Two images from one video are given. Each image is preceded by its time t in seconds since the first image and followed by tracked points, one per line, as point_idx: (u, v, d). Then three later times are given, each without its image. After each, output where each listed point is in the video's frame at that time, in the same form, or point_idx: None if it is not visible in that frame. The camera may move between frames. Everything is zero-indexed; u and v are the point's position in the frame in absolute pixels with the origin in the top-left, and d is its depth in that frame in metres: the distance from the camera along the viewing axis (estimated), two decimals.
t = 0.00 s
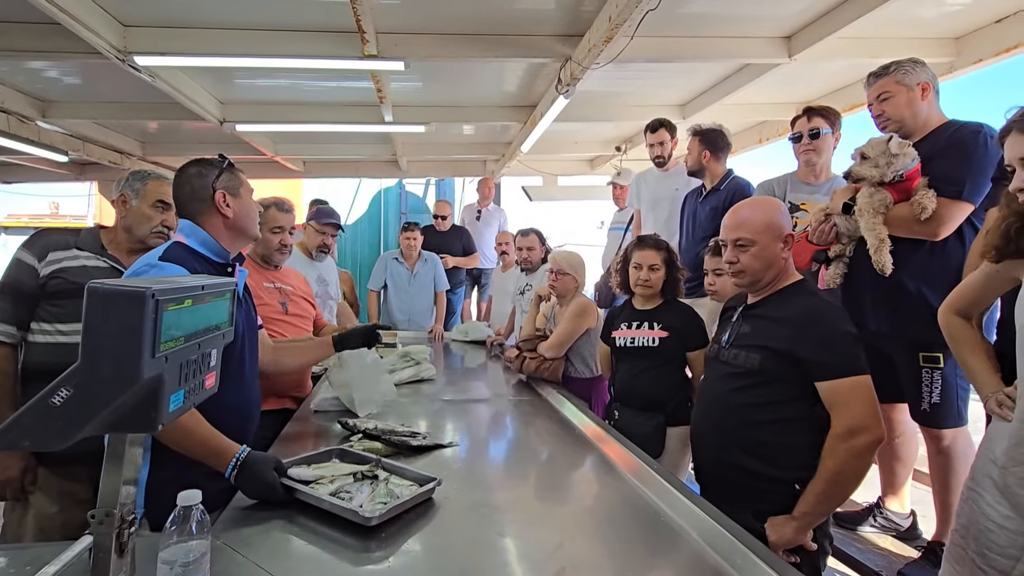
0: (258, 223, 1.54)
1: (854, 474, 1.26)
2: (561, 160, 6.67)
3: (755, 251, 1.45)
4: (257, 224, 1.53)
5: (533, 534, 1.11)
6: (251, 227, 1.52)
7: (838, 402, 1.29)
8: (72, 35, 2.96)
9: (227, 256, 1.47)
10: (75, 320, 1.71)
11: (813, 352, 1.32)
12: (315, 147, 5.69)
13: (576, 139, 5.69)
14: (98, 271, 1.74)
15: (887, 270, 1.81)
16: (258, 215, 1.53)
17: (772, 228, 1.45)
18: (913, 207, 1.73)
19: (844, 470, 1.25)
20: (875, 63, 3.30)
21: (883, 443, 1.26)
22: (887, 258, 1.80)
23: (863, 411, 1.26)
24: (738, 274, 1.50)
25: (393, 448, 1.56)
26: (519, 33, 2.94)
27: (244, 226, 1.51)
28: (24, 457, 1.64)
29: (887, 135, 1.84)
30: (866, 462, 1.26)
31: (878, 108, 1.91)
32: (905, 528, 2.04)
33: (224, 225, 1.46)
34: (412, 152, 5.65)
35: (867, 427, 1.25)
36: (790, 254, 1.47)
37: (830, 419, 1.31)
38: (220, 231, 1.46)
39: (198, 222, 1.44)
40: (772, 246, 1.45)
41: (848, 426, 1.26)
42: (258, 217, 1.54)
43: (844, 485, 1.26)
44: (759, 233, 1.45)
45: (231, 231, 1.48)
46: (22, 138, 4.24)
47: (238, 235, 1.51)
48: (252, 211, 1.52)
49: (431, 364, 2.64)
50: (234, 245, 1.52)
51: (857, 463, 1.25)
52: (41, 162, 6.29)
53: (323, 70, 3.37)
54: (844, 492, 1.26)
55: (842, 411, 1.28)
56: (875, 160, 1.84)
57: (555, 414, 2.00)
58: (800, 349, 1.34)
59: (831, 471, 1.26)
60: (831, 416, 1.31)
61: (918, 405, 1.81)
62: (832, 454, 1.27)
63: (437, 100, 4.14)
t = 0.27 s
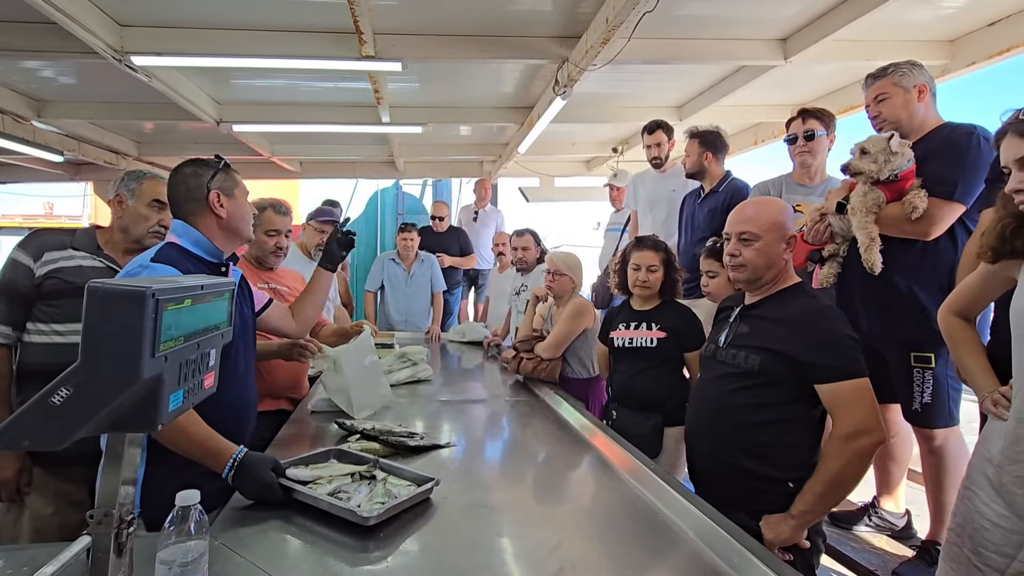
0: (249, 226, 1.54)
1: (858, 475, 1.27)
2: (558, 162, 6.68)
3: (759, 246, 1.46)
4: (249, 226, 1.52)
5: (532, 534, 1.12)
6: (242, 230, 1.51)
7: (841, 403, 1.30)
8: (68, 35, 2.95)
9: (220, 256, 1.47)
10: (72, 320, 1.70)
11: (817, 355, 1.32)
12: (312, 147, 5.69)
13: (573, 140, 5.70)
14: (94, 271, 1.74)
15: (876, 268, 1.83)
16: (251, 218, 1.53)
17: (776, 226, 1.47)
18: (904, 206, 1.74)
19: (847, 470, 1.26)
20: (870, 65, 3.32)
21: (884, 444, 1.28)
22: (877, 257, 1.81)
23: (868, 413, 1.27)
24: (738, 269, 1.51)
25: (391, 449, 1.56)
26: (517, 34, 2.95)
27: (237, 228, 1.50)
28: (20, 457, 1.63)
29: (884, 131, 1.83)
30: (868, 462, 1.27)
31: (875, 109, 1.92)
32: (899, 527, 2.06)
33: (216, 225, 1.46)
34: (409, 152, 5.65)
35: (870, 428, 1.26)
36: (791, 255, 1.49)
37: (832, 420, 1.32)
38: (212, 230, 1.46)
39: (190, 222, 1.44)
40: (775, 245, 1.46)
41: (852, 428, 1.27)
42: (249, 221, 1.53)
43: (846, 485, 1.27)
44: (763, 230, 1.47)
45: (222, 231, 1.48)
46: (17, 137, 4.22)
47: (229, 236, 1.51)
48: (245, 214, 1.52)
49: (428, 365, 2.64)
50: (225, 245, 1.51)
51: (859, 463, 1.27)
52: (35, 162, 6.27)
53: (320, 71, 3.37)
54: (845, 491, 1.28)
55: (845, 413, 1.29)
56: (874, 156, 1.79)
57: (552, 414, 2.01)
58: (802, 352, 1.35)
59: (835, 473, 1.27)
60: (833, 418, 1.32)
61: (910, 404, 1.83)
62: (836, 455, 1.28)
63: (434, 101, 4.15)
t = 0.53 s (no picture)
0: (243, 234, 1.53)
1: (845, 474, 1.28)
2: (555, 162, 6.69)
3: (748, 243, 1.47)
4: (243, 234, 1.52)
5: (531, 534, 1.12)
6: (233, 236, 1.50)
7: (830, 403, 1.30)
8: (64, 35, 2.94)
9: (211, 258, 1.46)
10: (68, 321, 1.70)
11: (807, 355, 1.33)
12: (309, 148, 5.68)
13: (570, 141, 5.71)
14: (90, 271, 1.73)
15: (869, 267, 1.85)
16: (245, 228, 1.53)
17: (766, 224, 1.47)
18: (898, 206, 1.76)
19: (835, 470, 1.27)
20: (866, 67, 3.34)
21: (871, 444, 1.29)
22: (870, 256, 1.83)
23: (857, 413, 1.28)
24: (730, 268, 1.52)
25: (389, 450, 1.55)
26: (514, 35, 2.95)
27: (229, 234, 1.49)
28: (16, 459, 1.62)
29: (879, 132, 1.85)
30: (855, 462, 1.28)
31: (872, 110, 1.93)
32: (896, 527, 2.06)
33: (209, 228, 1.45)
34: (407, 153, 5.65)
35: (858, 428, 1.27)
36: (783, 253, 1.49)
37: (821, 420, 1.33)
38: (204, 232, 1.45)
39: (185, 223, 1.43)
40: (766, 241, 1.46)
41: (839, 427, 1.28)
42: (244, 231, 1.53)
43: (834, 484, 1.28)
44: (754, 226, 1.48)
45: (212, 236, 1.46)
46: (12, 138, 4.20)
47: (222, 241, 1.50)
48: (240, 225, 1.51)
49: (426, 365, 2.64)
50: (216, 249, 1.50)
51: (846, 463, 1.27)
52: (31, 163, 6.24)
53: (318, 72, 3.37)
54: (832, 490, 1.29)
55: (833, 412, 1.30)
56: (868, 156, 1.83)
57: (550, 415, 2.01)
58: (794, 352, 1.35)
59: (823, 471, 1.28)
60: (822, 417, 1.32)
61: (904, 405, 1.83)
62: (824, 455, 1.29)
63: (432, 102, 4.15)
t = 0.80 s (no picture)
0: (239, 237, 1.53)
1: (828, 473, 1.27)
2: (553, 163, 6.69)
3: (736, 240, 1.48)
4: (238, 237, 1.51)
5: (528, 535, 1.12)
6: (229, 239, 1.50)
7: (814, 402, 1.30)
8: (60, 35, 2.94)
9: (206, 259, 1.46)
10: (64, 322, 1.69)
11: (796, 354, 1.33)
12: (307, 149, 5.67)
13: (568, 142, 5.71)
14: (86, 273, 1.73)
15: (869, 267, 1.85)
16: (241, 231, 1.52)
17: (753, 221, 1.48)
18: (896, 206, 1.76)
19: (818, 469, 1.27)
20: (863, 67, 3.35)
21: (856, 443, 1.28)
22: (870, 255, 1.84)
23: (841, 412, 1.27)
24: (723, 266, 1.53)
25: (387, 451, 1.55)
26: (512, 36, 2.95)
27: (225, 236, 1.49)
28: (11, 461, 1.62)
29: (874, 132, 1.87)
30: (840, 461, 1.27)
31: (870, 110, 1.93)
32: (893, 527, 2.07)
33: (206, 228, 1.45)
34: (404, 154, 5.64)
35: (842, 426, 1.26)
36: (774, 249, 1.48)
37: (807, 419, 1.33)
38: (200, 232, 1.44)
39: (181, 223, 1.43)
40: (753, 240, 1.47)
41: (822, 426, 1.28)
42: (240, 234, 1.53)
43: (820, 482, 1.27)
44: (740, 224, 1.49)
45: (208, 237, 1.46)
46: (9, 138, 4.19)
47: (217, 242, 1.49)
48: (236, 227, 1.51)
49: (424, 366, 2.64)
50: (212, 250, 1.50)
51: (830, 462, 1.27)
52: (27, 163, 6.22)
53: (316, 73, 3.37)
54: (817, 489, 1.28)
55: (817, 411, 1.29)
56: (871, 153, 1.83)
57: (549, 415, 2.00)
58: (785, 351, 1.35)
59: (806, 470, 1.28)
60: (807, 416, 1.32)
61: (899, 405, 1.84)
62: (808, 453, 1.29)
63: (430, 102, 4.14)
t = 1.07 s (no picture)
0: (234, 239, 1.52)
1: (815, 473, 1.26)
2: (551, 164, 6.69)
3: (727, 238, 1.49)
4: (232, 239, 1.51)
5: (523, 537, 1.11)
6: (224, 241, 1.49)
7: (802, 402, 1.30)
8: (56, 36, 2.93)
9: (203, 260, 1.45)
10: (60, 324, 1.69)
11: (785, 354, 1.32)
12: (305, 149, 5.66)
13: (567, 142, 5.72)
14: (81, 275, 1.72)
15: (869, 267, 1.86)
16: (236, 233, 1.52)
17: (748, 220, 1.48)
18: (896, 206, 1.77)
19: (805, 469, 1.26)
20: (861, 68, 3.35)
21: (843, 443, 1.26)
22: (871, 255, 1.85)
23: (828, 412, 1.26)
24: (715, 265, 1.53)
25: (383, 452, 1.54)
26: (510, 36, 2.95)
27: (220, 238, 1.48)
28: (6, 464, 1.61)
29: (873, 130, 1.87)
30: (828, 461, 1.26)
31: (869, 110, 1.93)
32: (892, 528, 2.06)
33: (201, 230, 1.44)
34: (402, 155, 5.64)
35: (828, 426, 1.26)
36: (766, 246, 1.47)
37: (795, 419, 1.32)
38: (195, 234, 1.44)
39: (175, 225, 1.42)
40: (744, 237, 1.47)
41: (809, 426, 1.27)
42: (235, 236, 1.52)
43: (809, 483, 1.27)
44: (732, 222, 1.49)
45: (203, 239, 1.46)
46: (5, 140, 4.18)
47: (211, 244, 1.48)
48: (231, 229, 1.50)
49: (422, 367, 2.63)
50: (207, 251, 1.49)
51: (816, 462, 1.26)
52: (24, 165, 6.20)
53: (313, 73, 3.36)
54: (805, 489, 1.28)
55: (805, 410, 1.29)
56: (879, 148, 1.81)
57: (547, 416, 2.00)
58: (775, 351, 1.34)
59: (792, 469, 1.27)
60: (795, 415, 1.32)
61: (899, 406, 1.83)
62: (794, 453, 1.28)
63: (428, 103, 4.14)
